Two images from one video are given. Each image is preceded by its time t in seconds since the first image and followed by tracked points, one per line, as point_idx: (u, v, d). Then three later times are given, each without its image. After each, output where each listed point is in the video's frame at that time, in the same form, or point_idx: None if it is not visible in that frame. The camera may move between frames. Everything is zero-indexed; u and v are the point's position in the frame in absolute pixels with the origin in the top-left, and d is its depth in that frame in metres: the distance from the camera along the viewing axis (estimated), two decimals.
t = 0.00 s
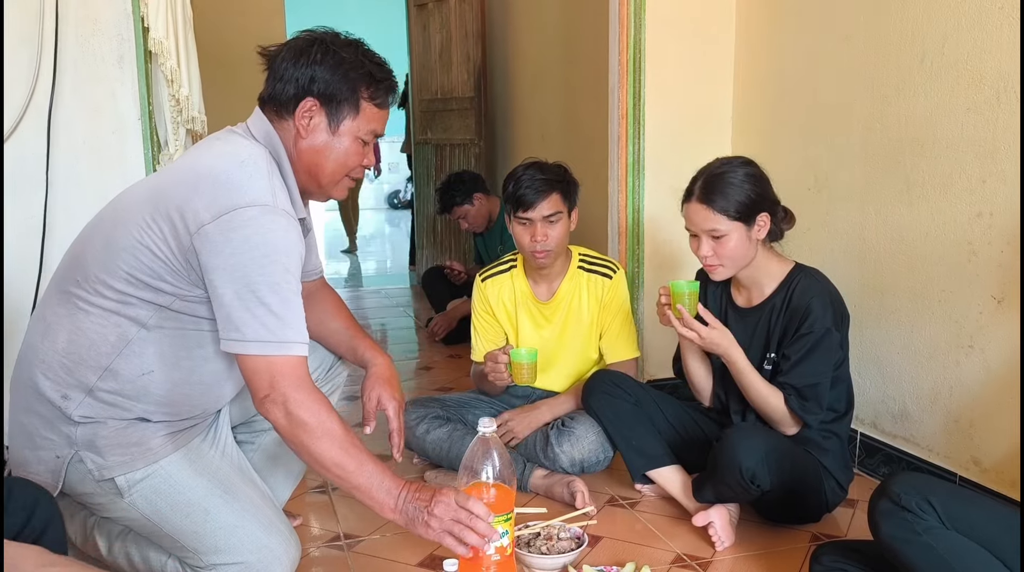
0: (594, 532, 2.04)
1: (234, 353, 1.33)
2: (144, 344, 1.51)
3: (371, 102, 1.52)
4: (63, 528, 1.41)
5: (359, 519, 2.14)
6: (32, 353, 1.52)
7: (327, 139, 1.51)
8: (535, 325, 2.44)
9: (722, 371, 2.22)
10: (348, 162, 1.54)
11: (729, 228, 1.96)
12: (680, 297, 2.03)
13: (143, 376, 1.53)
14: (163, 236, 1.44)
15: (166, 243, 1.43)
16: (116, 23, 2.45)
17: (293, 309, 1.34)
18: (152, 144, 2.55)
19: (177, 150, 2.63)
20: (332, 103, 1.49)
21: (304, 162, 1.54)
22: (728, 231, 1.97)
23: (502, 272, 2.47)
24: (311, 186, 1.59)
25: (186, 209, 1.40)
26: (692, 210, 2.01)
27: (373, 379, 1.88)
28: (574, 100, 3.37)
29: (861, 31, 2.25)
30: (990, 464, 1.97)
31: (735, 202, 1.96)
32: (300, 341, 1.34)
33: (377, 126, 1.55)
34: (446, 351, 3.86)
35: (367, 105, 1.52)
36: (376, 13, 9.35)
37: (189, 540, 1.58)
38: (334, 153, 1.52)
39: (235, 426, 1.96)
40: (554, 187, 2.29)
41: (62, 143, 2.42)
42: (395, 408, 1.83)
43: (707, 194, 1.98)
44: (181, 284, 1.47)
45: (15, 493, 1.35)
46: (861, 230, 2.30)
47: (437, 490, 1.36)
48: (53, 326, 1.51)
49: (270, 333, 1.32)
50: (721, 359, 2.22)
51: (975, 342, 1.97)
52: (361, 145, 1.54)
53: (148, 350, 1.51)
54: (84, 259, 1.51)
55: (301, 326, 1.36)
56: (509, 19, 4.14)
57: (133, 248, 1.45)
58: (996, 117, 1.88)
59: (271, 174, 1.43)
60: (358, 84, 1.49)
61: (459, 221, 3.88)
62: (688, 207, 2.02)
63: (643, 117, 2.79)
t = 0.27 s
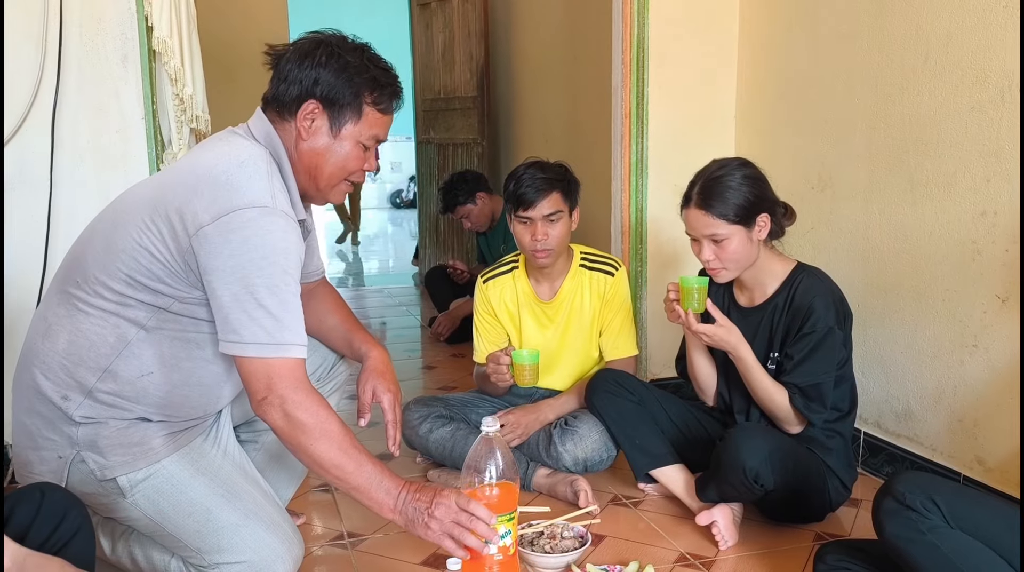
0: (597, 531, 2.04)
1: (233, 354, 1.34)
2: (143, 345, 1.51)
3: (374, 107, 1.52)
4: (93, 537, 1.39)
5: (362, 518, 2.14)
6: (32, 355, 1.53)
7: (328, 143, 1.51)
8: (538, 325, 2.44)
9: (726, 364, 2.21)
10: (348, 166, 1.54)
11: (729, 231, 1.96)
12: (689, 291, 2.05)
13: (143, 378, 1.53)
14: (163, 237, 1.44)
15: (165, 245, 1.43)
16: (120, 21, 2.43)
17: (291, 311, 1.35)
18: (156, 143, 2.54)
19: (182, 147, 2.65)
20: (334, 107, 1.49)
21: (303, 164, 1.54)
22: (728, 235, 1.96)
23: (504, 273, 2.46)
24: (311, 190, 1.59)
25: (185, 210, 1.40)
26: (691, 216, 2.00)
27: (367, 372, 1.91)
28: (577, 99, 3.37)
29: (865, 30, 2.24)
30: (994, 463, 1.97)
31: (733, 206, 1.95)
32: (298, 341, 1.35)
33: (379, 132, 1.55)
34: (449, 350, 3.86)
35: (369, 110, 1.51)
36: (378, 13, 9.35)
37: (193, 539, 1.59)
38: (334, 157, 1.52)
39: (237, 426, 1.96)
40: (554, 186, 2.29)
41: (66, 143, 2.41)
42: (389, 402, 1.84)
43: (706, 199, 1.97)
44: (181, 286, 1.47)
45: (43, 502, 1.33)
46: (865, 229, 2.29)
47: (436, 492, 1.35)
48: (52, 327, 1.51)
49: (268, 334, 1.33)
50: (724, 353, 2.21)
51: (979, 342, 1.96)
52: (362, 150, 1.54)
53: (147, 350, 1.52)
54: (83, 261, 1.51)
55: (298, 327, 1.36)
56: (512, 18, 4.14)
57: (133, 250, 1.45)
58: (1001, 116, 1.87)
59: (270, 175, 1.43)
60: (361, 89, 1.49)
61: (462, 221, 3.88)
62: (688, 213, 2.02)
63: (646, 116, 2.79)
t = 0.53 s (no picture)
0: (600, 530, 2.04)
1: (239, 357, 1.34)
2: (146, 344, 1.52)
3: (381, 115, 1.52)
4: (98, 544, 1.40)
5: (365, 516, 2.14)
6: (35, 354, 1.53)
7: (332, 147, 1.52)
8: (540, 325, 2.44)
9: (728, 362, 2.21)
10: (350, 172, 1.55)
11: (731, 234, 1.95)
12: (697, 287, 2.01)
13: (145, 377, 1.53)
14: (166, 238, 1.44)
15: (169, 245, 1.44)
16: (124, 19, 2.44)
17: (296, 313, 1.35)
18: (160, 142, 2.53)
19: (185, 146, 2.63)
20: (341, 112, 1.49)
21: (308, 167, 1.54)
22: (730, 238, 1.95)
23: (505, 272, 2.46)
24: (314, 194, 1.59)
25: (191, 213, 1.40)
26: (693, 221, 2.00)
27: (365, 363, 1.92)
28: (580, 99, 3.37)
29: (869, 29, 2.24)
30: (997, 462, 1.96)
31: (733, 210, 1.94)
32: (303, 344, 1.35)
33: (384, 140, 1.55)
34: (452, 349, 3.86)
35: (375, 118, 1.52)
36: (382, 12, 9.36)
37: (197, 537, 1.60)
38: (338, 161, 1.53)
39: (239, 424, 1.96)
40: (557, 186, 2.29)
41: (70, 141, 2.42)
42: (387, 391, 1.86)
43: (706, 204, 1.96)
44: (185, 285, 1.48)
45: (50, 506, 1.34)
46: (869, 229, 2.29)
47: (413, 520, 1.40)
48: (53, 327, 1.51)
49: (273, 336, 1.33)
50: (727, 349, 2.20)
51: (983, 341, 1.96)
52: (366, 157, 1.55)
53: (149, 350, 1.52)
54: (85, 260, 1.51)
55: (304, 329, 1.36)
56: (515, 18, 4.14)
57: (135, 250, 1.45)
58: (1005, 115, 1.87)
59: (276, 176, 1.44)
60: (368, 96, 1.50)
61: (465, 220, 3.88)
62: (689, 219, 2.01)
63: (649, 116, 2.79)
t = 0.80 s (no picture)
0: (602, 528, 2.04)
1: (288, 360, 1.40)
2: (156, 344, 1.51)
3: (386, 116, 1.52)
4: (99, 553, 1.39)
5: (368, 514, 2.15)
6: (43, 353, 1.52)
7: (339, 150, 1.52)
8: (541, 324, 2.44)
9: (730, 360, 2.21)
10: (358, 174, 1.55)
11: (734, 234, 1.95)
12: (701, 284, 1.99)
13: (154, 376, 1.53)
14: (183, 243, 1.43)
15: (187, 251, 1.43)
16: (128, 17, 2.44)
17: (334, 315, 1.41)
18: (163, 139, 2.53)
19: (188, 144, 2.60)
20: (347, 115, 1.49)
21: (315, 171, 1.55)
22: (733, 238, 1.95)
23: (506, 271, 2.46)
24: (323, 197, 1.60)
25: (209, 223, 1.40)
26: (696, 221, 2.00)
27: (364, 358, 1.94)
28: (583, 97, 3.37)
29: (872, 28, 2.24)
30: (1000, 462, 1.96)
31: (737, 209, 1.94)
32: (345, 340, 1.43)
33: (391, 141, 1.55)
34: (454, 348, 3.86)
35: (382, 120, 1.52)
36: (384, 11, 9.36)
37: (201, 532, 1.62)
38: (345, 164, 1.53)
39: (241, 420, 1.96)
40: (561, 185, 2.28)
41: (73, 138, 2.42)
42: (386, 384, 1.88)
43: (709, 204, 1.96)
44: (200, 290, 1.48)
45: (57, 511, 1.36)
46: (872, 228, 2.29)
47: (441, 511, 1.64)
48: (61, 326, 1.51)
49: (319, 337, 1.39)
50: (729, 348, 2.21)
51: (986, 341, 1.96)
52: (373, 158, 1.55)
53: (159, 351, 1.52)
54: (95, 260, 1.49)
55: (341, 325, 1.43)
56: (518, 17, 4.14)
57: (150, 254, 1.45)
58: (1008, 114, 1.86)
59: (293, 184, 1.44)
60: (374, 98, 1.49)
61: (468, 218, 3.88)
62: (691, 218, 2.01)
63: (652, 114, 2.79)
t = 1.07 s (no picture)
0: (605, 526, 2.04)
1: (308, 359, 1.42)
2: (165, 341, 1.52)
3: (386, 111, 1.52)
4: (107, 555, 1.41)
5: (371, 511, 2.15)
6: (50, 351, 1.52)
7: (340, 146, 1.52)
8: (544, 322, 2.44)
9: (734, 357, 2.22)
10: (360, 170, 1.55)
11: (739, 234, 1.95)
12: (706, 279, 1.98)
13: (163, 373, 1.53)
14: (197, 244, 1.44)
15: (202, 252, 1.44)
16: (133, 15, 2.44)
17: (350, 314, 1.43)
18: (168, 137, 2.54)
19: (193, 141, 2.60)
20: (346, 112, 1.49)
21: (318, 170, 1.55)
22: (738, 237, 1.95)
23: (510, 269, 2.47)
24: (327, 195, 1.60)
25: (224, 226, 1.41)
26: (701, 220, 2.00)
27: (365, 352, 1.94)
28: (587, 95, 3.37)
29: (877, 26, 2.24)
30: (1003, 461, 1.96)
31: (741, 208, 1.94)
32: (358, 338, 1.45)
33: (393, 136, 1.55)
34: (457, 346, 3.86)
35: (382, 115, 1.52)
36: (389, 9, 9.36)
37: (207, 529, 1.62)
38: (347, 161, 1.53)
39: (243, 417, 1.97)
40: (565, 183, 2.29)
41: (78, 136, 2.43)
42: (388, 378, 1.91)
43: (713, 203, 1.96)
44: (212, 289, 1.48)
45: (67, 514, 1.38)
46: (876, 227, 2.28)
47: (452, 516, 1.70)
48: (68, 324, 1.51)
49: (335, 337, 1.41)
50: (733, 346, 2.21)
51: (990, 340, 1.96)
52: (375, 154, 1.55)
53: (169, 349, 1.53)
54: (105, 259, 1.49)
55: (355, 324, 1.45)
56: (522, 15, 4.15)
57: (162, 254, 1.45)
58: (1013, 113, 1.86)
59: (304, 185, 1.45)
60: (373, 94, 1.49)
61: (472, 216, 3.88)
62: (696, 217, 2.01)
63: (656, 113, 2.79)
